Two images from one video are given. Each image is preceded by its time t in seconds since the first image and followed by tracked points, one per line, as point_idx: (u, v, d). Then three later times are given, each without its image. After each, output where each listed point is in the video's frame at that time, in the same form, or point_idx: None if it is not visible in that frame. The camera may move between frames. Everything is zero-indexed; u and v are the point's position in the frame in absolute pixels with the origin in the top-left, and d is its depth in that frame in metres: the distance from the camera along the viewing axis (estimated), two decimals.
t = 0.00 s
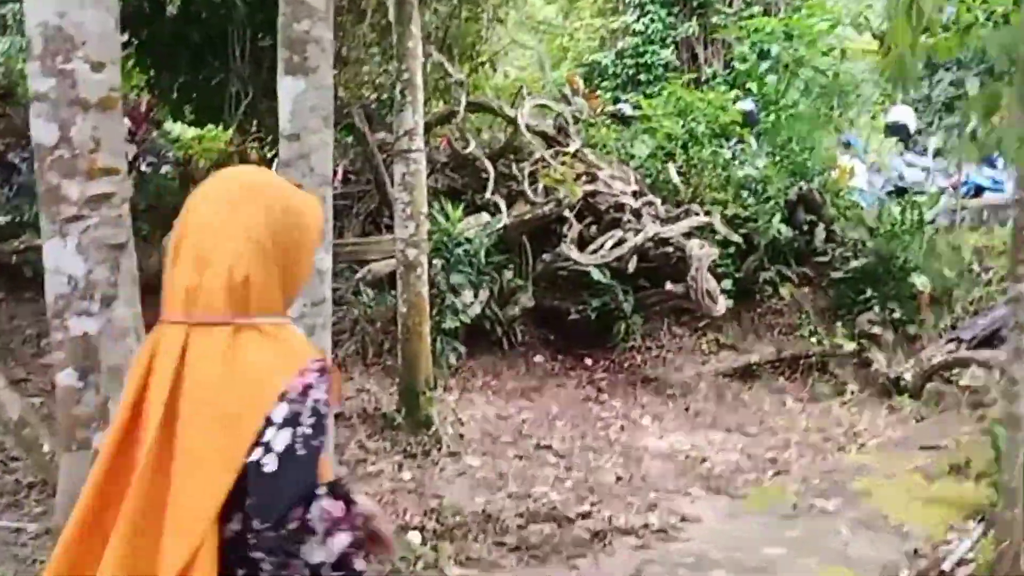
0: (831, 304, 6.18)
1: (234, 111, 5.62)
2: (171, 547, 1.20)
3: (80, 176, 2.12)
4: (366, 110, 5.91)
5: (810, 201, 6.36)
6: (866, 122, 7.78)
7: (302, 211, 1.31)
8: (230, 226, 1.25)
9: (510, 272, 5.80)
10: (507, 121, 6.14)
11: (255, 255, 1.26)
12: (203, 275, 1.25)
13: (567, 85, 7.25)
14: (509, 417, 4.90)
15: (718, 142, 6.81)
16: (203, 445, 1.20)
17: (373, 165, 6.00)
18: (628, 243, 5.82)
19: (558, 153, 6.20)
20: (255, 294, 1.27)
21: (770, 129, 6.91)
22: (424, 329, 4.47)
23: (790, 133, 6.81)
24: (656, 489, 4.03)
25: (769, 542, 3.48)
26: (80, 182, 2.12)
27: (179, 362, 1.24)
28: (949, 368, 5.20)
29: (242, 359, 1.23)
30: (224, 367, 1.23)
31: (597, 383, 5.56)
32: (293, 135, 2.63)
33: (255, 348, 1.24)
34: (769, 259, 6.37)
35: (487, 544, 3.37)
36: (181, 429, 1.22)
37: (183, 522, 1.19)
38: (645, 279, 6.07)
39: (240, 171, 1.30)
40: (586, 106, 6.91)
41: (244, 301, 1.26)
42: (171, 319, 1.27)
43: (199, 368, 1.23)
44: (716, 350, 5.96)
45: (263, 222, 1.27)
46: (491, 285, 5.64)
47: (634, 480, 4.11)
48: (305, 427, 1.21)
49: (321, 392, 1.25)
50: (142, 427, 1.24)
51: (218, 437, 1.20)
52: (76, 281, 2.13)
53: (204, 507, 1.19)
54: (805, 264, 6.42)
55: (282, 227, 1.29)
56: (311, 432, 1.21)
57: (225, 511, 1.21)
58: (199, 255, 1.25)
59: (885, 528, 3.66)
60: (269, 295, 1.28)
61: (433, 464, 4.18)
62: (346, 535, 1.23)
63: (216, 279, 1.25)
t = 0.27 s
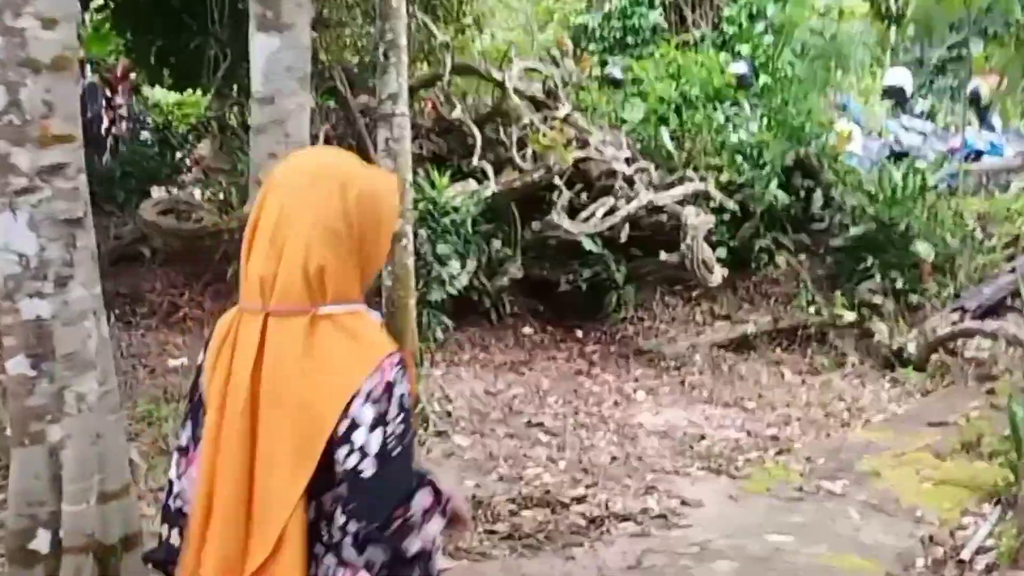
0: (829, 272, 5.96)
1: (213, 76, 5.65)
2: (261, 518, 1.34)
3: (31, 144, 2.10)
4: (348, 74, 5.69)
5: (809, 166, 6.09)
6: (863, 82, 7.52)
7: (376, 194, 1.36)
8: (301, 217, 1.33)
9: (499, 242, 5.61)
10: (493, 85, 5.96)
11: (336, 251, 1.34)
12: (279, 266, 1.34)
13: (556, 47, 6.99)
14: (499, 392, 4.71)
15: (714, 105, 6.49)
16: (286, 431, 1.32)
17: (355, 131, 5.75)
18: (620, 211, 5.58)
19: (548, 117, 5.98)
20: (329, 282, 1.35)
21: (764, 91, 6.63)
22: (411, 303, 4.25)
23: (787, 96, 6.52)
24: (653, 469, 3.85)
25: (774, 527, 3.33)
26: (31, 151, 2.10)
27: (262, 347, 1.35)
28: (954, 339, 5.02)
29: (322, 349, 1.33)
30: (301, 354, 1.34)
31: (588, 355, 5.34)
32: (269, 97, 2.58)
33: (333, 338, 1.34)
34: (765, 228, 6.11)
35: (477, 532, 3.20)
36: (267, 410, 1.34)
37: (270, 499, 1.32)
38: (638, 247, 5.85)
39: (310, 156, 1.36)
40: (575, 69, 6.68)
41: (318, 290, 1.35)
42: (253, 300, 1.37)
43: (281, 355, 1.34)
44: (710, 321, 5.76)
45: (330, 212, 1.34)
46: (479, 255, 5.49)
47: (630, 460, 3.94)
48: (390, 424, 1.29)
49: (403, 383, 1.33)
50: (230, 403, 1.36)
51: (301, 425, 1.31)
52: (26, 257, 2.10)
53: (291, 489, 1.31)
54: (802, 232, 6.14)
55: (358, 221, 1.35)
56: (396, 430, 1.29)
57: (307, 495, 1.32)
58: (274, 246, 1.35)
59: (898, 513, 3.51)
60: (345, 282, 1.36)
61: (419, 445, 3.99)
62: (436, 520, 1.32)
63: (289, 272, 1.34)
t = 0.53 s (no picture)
0: (827, 272, 5.75)
1: (188, 67, 5.33)
2: (306, 529, 1.32)
3: None
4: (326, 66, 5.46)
5: (805, 161, 5.83)
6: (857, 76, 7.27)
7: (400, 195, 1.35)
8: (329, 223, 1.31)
9: (483, 240, 5.37)
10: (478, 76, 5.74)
11: (365, 255, 1.33)
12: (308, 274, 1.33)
13: (541, 40, 6.75)
14: (485, 399, 4.47)
15: (706, 99, 6.29)
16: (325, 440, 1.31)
17: (333, 123, 5.50)
18: (611, 209, 5.35)
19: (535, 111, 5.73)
20: (362, 287, 1.33)
21: (756, 87, 6.46)
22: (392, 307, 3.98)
23: (782, 90, 6.37)
24: (649, 484, 3.61)
25: (781, 549, 3.10)
26: None
27: (298, 357, 1.34)
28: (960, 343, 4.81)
29: (358, 354, 1.32)
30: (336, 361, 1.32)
31: (578, 358, 5.13)
32: (223, 84, 2.17)
33: (367, 341, 1.32)
34: (760, 226, 5.90)
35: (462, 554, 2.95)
36: (306, 418, 1.33)
37: (314, 509, 1.31)
38: (629, 245, 5.64)
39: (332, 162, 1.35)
40: (563, 62, 6.45)
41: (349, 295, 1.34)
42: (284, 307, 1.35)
43: (316, 362, 1.33)
44: (703, 323, 5.56)
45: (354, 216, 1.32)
46: (462, 254, 5.24)
47: (625, 473, 3.70)
48: (434, 423, 1.30)
49: (442, 382, 1.34)
50: (266, 414, 1.34)
51: (340, 431, 1.30)
52: None
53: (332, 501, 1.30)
54: (798, 230, 5.91)
55: (385, 222, 1.33)
56: (441, 427, 1.30)
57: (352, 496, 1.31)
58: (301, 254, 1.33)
59: (911, 532, 3.29)
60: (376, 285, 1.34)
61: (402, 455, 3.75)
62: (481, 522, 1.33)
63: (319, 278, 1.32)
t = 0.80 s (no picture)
0: (826, 277, 5.54)
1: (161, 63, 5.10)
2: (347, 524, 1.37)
3: None
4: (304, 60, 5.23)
5: (804, 161, 5.64)
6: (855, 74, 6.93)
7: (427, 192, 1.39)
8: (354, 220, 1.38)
9: (468, 244, 5.12)
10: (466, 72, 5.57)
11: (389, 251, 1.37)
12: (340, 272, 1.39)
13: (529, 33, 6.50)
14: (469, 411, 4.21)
15: (700, 96, 6.06)
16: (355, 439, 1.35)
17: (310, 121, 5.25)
18: (603, 211, 5.12)
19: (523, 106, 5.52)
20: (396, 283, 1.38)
21: (752, 82, 6.17)
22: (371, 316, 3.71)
23: (781, 85, 6.05)
24: (646, 508, 3.36)
25: None
26: None
27: (341, 354, 1.39)
28: (969, 353, 4.58)
29: (389, 357, 1.35)
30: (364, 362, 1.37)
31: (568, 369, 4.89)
32: (170, 73, 1.76)
33: (399, 340, 1.35)
34: (758, 229, 5.75)
35: None
36: (342, 413, 1.38)
37: (348, 506, 1.35)
38: (619, 250, 5.41)
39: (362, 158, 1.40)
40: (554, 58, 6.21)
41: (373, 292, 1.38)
42: (325, 306, 1.42)
43: (354, 363, 1.37)
44: (699, 330, 5.27)
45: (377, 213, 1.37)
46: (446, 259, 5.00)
47: (620, 495, 3.45)
48: (458, 423, 1.29)
49: (474, 385, 1.33)
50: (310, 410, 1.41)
51: (370, 430, 1.33)
52: None
53: (362, 498, 1.34)
54: (796, 233, 5.73)
55: (409, 216, 1.37)
56: (465, 429, 1.29)
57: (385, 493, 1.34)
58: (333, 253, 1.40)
59: (930, 561, 3.05)
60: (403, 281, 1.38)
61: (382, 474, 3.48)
62: (514, 527, 1.33)
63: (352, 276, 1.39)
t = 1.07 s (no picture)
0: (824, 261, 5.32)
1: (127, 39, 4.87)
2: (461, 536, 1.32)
3: None
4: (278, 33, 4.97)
5: (800, 140, 5.49)
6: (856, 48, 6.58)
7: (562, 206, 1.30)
8: (490, 228, 1.28)
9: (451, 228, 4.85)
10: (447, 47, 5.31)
11: (526, 269, 1.29)
12: (468, 281, 1.29)
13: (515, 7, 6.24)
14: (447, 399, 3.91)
15: (692, 72, 5.79)
16: (486, 459, 1.29)
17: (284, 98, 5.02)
18: (593, 191, 4.84)
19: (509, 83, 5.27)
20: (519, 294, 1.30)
21: (747, 57, 5.94)
22: (346, 304, 3.40)
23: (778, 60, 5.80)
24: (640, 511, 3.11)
25: None
26: None
27: (462, 361, 1.32)
28: (977, 341, 4.36)
29: (513, 369, 1.30)
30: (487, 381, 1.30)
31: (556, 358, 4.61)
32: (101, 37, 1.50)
33: (522, 354, 1.30)
34: (754, 211, 5.53)
35: None
36: (465, 426, 1.31)
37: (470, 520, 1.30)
38: (609, 233, 5.15)
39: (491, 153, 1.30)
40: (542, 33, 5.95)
41: (502, 306, 1.30)
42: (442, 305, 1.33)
43: (478, 373, 1.31)
44: (692, 317, 5.08)
45: (513, 225, 1.28)
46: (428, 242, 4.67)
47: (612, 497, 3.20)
48: (572, 446, 1.27)
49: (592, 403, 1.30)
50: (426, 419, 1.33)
51: (498, 445, 1.29)
52: None
53: (497, 529, 1.29)
54: (793, 215, 5.57)
55: (544, 235, 1.29)
56: (580, 450, 1.27)
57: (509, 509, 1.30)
58: (462, 261, 1.29)
59: (948, 570, 2.80)
60: (533, 297, 1.31)
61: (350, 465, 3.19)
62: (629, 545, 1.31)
63: (480, 286, 1.29)
